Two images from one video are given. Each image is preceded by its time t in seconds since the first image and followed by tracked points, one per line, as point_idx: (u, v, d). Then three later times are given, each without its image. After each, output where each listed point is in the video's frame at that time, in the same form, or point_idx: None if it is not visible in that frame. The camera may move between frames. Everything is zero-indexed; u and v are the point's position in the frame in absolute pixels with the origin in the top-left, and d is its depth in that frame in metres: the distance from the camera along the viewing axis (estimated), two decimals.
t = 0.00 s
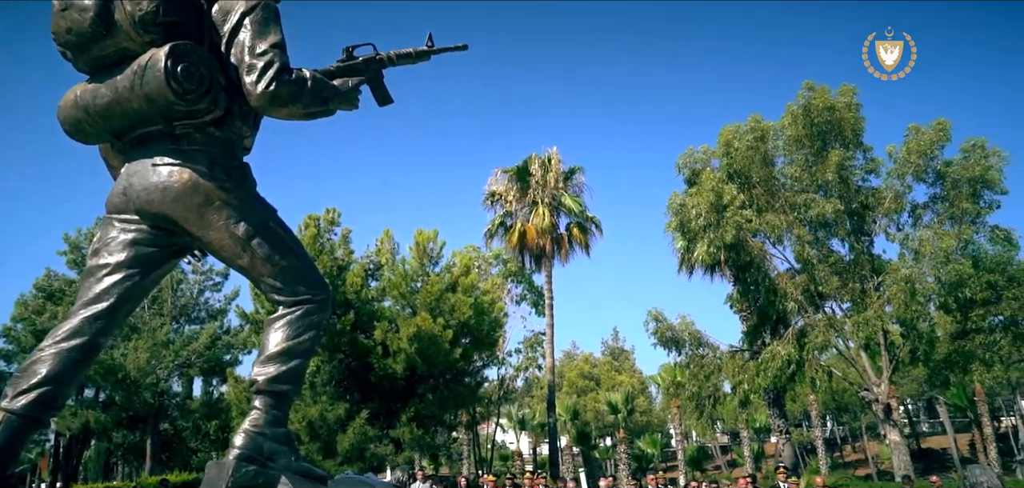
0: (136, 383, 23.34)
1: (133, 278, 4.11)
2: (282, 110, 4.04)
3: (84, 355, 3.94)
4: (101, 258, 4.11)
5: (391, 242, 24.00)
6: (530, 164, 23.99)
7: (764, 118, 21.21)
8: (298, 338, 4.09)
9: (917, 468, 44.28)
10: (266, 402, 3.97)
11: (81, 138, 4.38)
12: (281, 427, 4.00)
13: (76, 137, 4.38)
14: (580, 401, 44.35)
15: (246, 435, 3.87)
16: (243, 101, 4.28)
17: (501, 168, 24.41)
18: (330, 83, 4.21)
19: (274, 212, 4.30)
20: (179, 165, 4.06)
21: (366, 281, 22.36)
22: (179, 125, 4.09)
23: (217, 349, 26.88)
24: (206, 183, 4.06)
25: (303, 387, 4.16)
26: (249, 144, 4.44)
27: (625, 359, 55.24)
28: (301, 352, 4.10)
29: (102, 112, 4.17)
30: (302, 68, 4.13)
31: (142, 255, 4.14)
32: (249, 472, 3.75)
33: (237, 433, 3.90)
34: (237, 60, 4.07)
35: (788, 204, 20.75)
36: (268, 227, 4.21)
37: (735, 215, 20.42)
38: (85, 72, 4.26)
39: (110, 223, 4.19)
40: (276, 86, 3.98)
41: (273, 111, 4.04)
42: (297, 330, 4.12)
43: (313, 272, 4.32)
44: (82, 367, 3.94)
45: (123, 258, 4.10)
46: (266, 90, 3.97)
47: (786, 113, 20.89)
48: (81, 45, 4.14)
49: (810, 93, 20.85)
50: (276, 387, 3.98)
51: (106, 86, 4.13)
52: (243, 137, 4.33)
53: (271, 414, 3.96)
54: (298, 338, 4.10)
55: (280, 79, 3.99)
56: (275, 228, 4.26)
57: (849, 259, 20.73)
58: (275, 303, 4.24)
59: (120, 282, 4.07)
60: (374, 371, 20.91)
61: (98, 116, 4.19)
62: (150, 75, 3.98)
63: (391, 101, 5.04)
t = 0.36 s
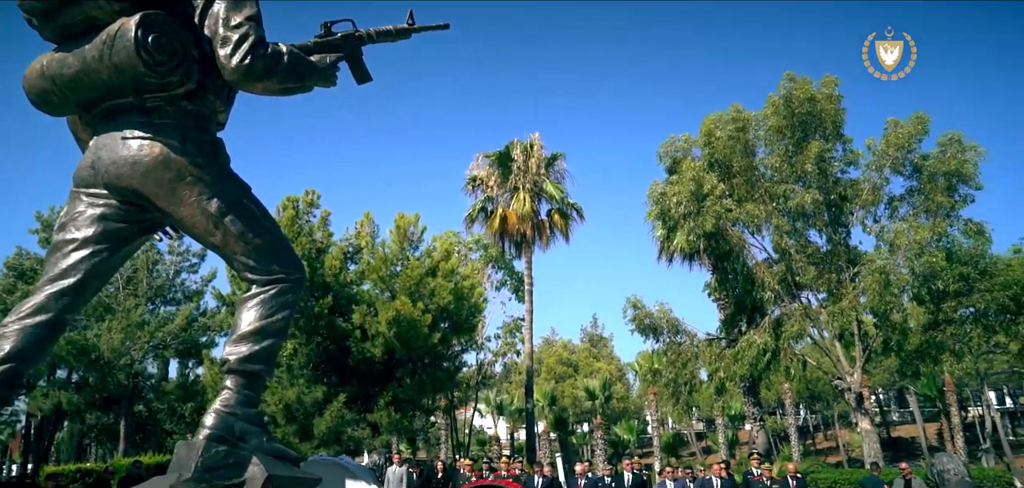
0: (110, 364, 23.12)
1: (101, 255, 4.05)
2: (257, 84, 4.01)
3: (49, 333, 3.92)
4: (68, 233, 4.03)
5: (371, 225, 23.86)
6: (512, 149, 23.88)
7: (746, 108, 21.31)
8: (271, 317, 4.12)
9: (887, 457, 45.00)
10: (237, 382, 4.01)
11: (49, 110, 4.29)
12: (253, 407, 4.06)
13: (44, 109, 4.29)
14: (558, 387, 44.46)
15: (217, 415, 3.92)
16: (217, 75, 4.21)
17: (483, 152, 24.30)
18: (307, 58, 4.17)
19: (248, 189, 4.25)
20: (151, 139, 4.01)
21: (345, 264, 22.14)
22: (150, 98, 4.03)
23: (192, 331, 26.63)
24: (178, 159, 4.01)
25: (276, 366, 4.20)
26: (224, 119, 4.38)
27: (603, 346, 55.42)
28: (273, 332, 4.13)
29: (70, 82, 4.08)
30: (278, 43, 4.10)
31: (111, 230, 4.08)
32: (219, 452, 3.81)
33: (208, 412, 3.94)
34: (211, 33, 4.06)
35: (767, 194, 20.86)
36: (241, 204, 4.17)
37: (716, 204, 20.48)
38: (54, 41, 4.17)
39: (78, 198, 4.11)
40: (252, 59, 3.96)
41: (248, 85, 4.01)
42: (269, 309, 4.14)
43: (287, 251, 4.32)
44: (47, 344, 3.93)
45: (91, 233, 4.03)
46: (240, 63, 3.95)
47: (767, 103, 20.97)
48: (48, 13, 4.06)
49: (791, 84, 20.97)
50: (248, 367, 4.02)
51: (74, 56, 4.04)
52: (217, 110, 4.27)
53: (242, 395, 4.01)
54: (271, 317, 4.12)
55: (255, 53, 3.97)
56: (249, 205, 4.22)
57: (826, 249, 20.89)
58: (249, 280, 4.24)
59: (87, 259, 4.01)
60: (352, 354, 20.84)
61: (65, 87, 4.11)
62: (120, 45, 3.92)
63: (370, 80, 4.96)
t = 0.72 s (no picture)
0: (82, 343, 22.89)
1: (66, 227, 3.90)
2: (228, 54, 3.88)
3: (9, 306, 3.73)
4: (30, 204, 3.88)
5: (349, 204, 23.66)
6: (492, 131, 23.72)
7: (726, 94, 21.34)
8: (241, 293, 3.99)
9: (856, 439, 45.82)
10: (207, 358, 3.86)
11: (10, 78, 4.11)
12: (223, 384, 3.92)
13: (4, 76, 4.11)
14: (535, 369, 44.66)
15: (185, 391, 3.76)
16: (187, 44, 4.07)
17: (463, 133, 24.13)
18: (281, 28, 4.03)
19: (219, 162, 4.12)
20: (117, 108, 3.85)
21: (322, 244, 21.94)
22: (116, 66, 3.88)
23: (167, 310, 26.34)
24: (145, 129, 3.86)
25: (247, 344, 4.06)
26: (194, 90, 4.24)
27: (581, 329, 55.72)
28: (244, 307, 4.00)
29: (33, 49, 3.91)
30: (251, 12, 3.96)
31: (75, 202, 3.92)
32: (187, 429, 3.66)
33: (175, 389, 3.79)
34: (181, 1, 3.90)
35: (745, 179, 20.93)
36: (212, 177, 4.03)
37: (694, 190, 20.54)
38: (14, 6, 4.00)
39: (40, 168, 3.95)
40: (223, 28, 3.81)
41: (219, 55, 3.87)
42: (240, 284, 4.00)
43: (260, 225, 4.18)
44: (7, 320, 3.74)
45: (55, 205, 3.88)
46: (211, 32, 3.80)
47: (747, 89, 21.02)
48: None
49: (771, 70, 21.05)
50: (217, 343, 3.88)
51: (36, 21, 3.87)
52: (187, 81, 4.13)
53: (212, 371, 3.87)
54: (241, 292, 4.00)
55: (226, 22, 3.83)
56: (220, 178, 4.08)
57: (802, 235, 21.04)
58: (219, 257, 4.11)
59: (51, 231, 3.86)
60: (329, 335, 20.72)
61: (28, 53, 3.94)
62: (85, 10, 3.77)
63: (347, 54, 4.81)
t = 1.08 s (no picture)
0: (47, 319, 22.48)
1: (23, 195, 3.74)
2: (194, 18, 3.74)
3: None
4: None
5: (323, 181, 23.36)
6: (469, 109, 23.49)
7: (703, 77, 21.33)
8: (206, 265, 3.94)
9: (822, 418, 46.69)
10: (171, 332, 3.80)
11: None
12: (188, 359, 3.85)
13: None
14: (509, 349, 44.77)
15: (149, 365, 3.69)
16: (151, 7, 3.92)
17: (440, 111, 23.90)
18: None
19: (184, 129, 3.99)
20: (76, 71, 3.69)
21: (295, 220, 21.63)
22: (76, 28, 3.72)
23: (135, 286, 25.92)
24: (106, 93, 3.71)
25: (212, 318, 4.02)
26: (158, 56, 4.08)
27: (555, 309, 55.94)
28: (210, 281, 3.95)
29: None
30: None
31: (32, 170, 3.76)
32: (150, 404, 3.58)
33: (138, 363, 3.71)
34: None
35: (721, 161, 20.95)
36: (177, 145, 3.91)
37: (669, 171, 20.55)
38: None
39: None
40: None
41: (185, 19, 3.74)
42: (206, 257, 3.95)
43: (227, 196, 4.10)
44: None
45: (10, 172, 3.71)
46: None
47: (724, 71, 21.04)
48: None
49: (747, 53, 21.08)
50: (182, 316, 3.82)
51: None
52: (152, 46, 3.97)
53: (176, 345, 3.80)
54: (207, 265, 3.95)
55: None
56: (185, 147, 3.97)
57: (775, 218, 21.18)
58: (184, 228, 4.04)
59: (7, 199, 3.69)
60: (301, 312, 20.50)
61: None
62: None
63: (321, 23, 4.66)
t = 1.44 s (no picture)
0: (8, 293, 21.96)
1: None
2: None
3: None
4: None
5: (295, 155, 22.99)
6: (445, 86, 23.20)
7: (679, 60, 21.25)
8: (169, 236, 4.10)
9: (789, 400, 47.41)
10: (132, 305, 3.98)
11: None
12: (147, 332, 4.04)
13: None
14: (481, 328, 44.77)
15: (109, 340, 3.87)
16: None
17: (415, 88, 23.60)
18: None
19: (145, 94, 4.09)
20: (31, 31, 3.70)
21: (266, 196, 21.27)
22: None
23: (101, 261, 25.40)
24: (63, 55, 3.75)
25: (174, 288, 4.19)
26: (119, 18, 4.05)
27: (529, 290, 55.99)
28: (172, 252, 4.11)
29: None
30: None
31: None
32: (109, 380, 3.76)
33: (98, 337, 3.88)
34: None
35: (696, 143, 20.90)
36: (138, 110, 4.01)
37: (645, 152, 20.49)
38: None
39: None
40: None
41: None
42: (169, 229, 4.10)
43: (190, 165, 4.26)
44: None
45: None
46: None
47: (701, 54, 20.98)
48: None
49: (724, 36, 21.05)
50: (144, 289, 3.99)
51: None
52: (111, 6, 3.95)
53: (137, 318, 3.98)
54: (171, 236, 4.11)
55: None
56: (145, 113, 4.06)
57: (748, 202, 21.28)
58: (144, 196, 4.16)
59: None
60: (271, 289, 20.28)
61: None
62: None
63: None
